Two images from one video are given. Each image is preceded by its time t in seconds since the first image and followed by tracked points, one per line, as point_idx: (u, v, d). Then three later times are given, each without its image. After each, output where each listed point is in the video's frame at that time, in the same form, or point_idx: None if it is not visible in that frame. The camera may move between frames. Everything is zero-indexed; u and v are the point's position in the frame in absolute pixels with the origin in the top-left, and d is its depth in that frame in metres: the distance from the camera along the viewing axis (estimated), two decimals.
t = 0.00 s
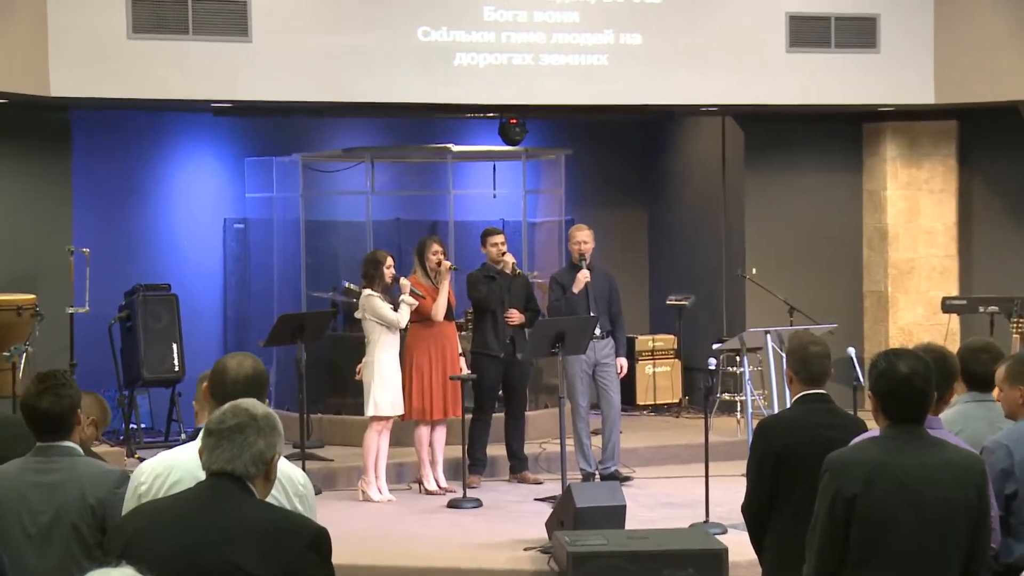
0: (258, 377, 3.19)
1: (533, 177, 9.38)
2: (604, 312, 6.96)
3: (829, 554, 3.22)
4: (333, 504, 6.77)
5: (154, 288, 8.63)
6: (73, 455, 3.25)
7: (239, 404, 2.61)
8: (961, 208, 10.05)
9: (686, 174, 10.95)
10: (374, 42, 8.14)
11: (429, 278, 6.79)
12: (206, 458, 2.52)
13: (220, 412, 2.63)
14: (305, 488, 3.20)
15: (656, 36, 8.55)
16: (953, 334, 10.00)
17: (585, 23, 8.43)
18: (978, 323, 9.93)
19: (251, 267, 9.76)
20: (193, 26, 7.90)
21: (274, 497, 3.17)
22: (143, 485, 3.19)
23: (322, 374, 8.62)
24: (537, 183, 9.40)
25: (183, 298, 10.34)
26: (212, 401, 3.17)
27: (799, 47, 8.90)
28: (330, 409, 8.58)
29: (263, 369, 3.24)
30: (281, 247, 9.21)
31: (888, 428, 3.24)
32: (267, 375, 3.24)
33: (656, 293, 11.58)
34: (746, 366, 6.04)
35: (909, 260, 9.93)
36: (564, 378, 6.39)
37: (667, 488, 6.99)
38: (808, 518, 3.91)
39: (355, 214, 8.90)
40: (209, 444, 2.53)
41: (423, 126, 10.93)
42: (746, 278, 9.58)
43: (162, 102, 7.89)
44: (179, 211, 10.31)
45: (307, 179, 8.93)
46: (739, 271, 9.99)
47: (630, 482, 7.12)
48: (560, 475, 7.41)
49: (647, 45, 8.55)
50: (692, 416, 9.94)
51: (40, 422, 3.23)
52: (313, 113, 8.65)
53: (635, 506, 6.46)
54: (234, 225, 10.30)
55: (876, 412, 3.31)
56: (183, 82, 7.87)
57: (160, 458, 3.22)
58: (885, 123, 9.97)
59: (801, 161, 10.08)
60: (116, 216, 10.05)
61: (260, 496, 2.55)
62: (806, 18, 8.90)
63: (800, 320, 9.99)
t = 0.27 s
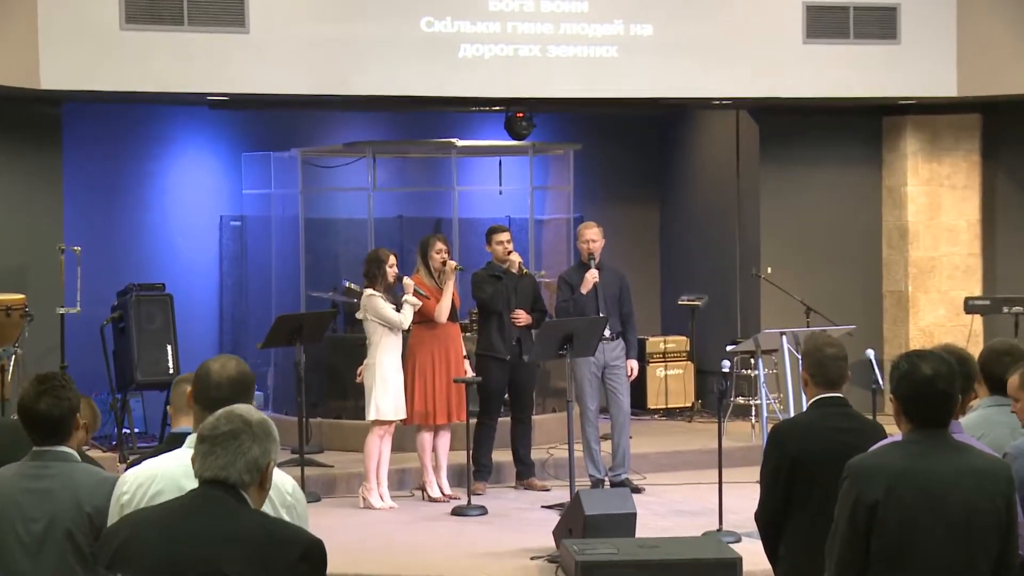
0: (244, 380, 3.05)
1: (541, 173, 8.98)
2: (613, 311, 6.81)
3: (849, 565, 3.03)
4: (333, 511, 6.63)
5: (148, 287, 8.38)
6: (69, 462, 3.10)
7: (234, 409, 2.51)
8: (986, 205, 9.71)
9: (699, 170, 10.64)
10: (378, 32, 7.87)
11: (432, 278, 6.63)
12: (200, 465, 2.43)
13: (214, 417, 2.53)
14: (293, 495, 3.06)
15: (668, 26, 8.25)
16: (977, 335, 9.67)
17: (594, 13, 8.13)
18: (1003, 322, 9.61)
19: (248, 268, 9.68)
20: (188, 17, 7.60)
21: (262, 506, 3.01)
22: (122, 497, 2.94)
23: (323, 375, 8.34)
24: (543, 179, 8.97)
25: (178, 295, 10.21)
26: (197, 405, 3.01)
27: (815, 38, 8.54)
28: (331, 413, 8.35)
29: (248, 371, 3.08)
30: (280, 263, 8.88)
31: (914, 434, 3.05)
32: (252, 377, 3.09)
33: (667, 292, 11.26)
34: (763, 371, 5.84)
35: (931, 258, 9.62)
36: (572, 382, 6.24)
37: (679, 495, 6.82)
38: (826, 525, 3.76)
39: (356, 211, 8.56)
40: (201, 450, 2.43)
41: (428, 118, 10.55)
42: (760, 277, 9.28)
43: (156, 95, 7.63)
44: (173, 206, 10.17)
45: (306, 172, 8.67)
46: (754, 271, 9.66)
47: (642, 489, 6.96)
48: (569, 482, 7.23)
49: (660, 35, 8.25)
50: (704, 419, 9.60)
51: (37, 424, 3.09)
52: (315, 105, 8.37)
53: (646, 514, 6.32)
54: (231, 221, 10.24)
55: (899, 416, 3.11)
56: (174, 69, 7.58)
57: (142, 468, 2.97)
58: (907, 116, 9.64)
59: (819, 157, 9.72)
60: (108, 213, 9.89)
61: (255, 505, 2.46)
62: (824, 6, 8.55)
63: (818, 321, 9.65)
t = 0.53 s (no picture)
0: (204, 383, 2.81)
1: (544, 169, 8.81)
2: (619, 313, 6.68)
3: None
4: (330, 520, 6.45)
5: (138, 287, 8.15)
6: (65, 468, 2.98)
7: (234, 413, 2.35)
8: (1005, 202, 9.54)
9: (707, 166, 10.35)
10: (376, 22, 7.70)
11: (432, 277, 6.48)
12: (198, 472, 2.28)
13: (214, 422, 2.37)
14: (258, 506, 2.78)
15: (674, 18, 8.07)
16: (995, 336, 9.46)
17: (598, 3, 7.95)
18: None
19: (242, 268, 9.25)
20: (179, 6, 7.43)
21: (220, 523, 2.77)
22: (80, 507, 2.80)
23: (320, 381, 8.14)
24: (547, 175, 8.82)
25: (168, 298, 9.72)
26: (156, 411, 2.79)
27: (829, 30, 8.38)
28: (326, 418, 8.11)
29: (210, 373, 2.85)
30: (274, 252, 8.80)
31: (932, 439, 2.90)
32: (214, 380, 2.85)
33: (675, 295, 10.84)
34: (774, 374, 5.68)
35: (949, 257, 9.43)
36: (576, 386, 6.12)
37: (688, 503, 6.65)
38: (842, 535, 3.63)
39: (354, 208, 8.44)
40: (199, 456, 2.29)
41: (432, 113, 10.16)
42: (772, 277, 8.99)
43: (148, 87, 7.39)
44: (163, 206, 9.70)
45: (300, 167, 8.55)
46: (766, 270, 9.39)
47: (649, 497, 6.81)
48: (573, 490, 7.05)
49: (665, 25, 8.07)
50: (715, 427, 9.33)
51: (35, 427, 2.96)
52: (312, 98, 8.11)
53: (653, 522, 6.18)
54: (223, 219, 9.75)
55: (919, 420, 2.96)
56: (170, 65, 7.44)
57: (102, 477, 2.81)
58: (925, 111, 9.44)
59: (835, 151, 9.47)
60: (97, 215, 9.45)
61: (256, 514, 2.30)
62: None
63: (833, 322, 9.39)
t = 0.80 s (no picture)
0: (152, 384, 2.73)
1: (547, 166, 8.55)
2: (624, 314, 6.55)
3: None
4: (326, 528, 6.31)
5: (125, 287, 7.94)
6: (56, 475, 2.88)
7: (238, 417, 2.28)
8: None
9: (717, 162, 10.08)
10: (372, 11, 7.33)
11: (430, 276, 6.33)
12: (199, 478, 2.20)
13: (216, 426, 2.30)
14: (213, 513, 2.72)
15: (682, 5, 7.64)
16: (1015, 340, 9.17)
17: None
18: None
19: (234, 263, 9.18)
20: None
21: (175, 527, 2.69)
22: (31, 513, 2.70)
23: (314, 384, 7.94)
24: (551, 172, 8.56)
25: (161, 297, 9.60)
26: (105, 417, 2.72)
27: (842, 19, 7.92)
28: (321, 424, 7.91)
29: (157, 375, 2.77)
30: (266, 241, 8.69)
31: (950, 446, 2.76)
32: (163, 380, 2.78)
33: (683, 292, 10.66)
34: (784, 377, 5.52)
35: (966, 256, 9.16)
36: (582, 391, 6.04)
37: (696, 511, 6.51)
38: (856, 544, 3.51)
39: (349, 207, 8.24)
40: (201, 461, 2.21)
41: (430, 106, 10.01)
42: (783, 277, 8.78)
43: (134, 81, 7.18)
44: (154, 201, 9.55)
45: (293, 164, 8.37)
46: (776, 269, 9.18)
47: (654, 504, 6.68)
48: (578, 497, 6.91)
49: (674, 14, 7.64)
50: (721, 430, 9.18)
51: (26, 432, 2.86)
52: (307, 93, 7.86)
53: (660, 530, 6.05)
54: (214, 216, 9.60)
55: (935, 424, 2.82)
56: (158, 58, 7.12)
57: (54, 482, 2.71)
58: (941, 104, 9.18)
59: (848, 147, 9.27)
60: (85, 212, 9.30)
61: (260, 522, 2.23)
62: None
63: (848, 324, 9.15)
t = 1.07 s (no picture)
0: (118, 388, 2.62)
1: (549, 162, 8.37)
2: (632, 316, 6.42)
3: None
4: (324, 537, 6.16)
5: (114, 288, 7.84)
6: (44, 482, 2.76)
7: (242, 420, 2.18)
8: None
9: (724, 160, 9.87)
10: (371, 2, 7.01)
11: (429, 275, 6.18)
12: (202, 485, 2.11)
13: (217, 430, 2.20)
14: (171, 520, 2.55)
15: None
16: None
17: None
18: None
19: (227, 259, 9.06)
20: None
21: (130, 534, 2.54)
22: None
23: (310, 385, 7.76)
24: (554, 168, 8.39)
25: (150, 296, 9.35)
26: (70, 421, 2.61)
27: (857, 10, 7.53)
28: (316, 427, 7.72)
29: (125, 379, 2.65)
30: (260, 234, 8.57)
31: (966, 450, 2.63)
32: (131, 385, 2.66)
33: (690, 292, 10.46)
34: (795, 380, 5.39)
35: (986, 256, 8.86)
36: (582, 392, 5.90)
37: (706, 519, 6.37)
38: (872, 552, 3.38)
39: (345, 202, 8.11)
40: (204, 468, 2.12)
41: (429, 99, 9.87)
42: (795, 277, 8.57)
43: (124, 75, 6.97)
44: (144, 196, 9.32)
45: (288, 160, 8.28)
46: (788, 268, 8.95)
47: (663, 511, 6.55)
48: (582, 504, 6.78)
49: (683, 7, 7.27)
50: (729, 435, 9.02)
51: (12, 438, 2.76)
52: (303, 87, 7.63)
53: (668, 539, 5.92)
54: (205, 214, 9.40)
55: (952, 430, 2.70)
56: (148, 50, 6.82)
57: (13, 485, 2.60)
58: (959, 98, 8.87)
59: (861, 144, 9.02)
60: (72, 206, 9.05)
61: (264, 530, 2.14)
62: None
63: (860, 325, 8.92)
